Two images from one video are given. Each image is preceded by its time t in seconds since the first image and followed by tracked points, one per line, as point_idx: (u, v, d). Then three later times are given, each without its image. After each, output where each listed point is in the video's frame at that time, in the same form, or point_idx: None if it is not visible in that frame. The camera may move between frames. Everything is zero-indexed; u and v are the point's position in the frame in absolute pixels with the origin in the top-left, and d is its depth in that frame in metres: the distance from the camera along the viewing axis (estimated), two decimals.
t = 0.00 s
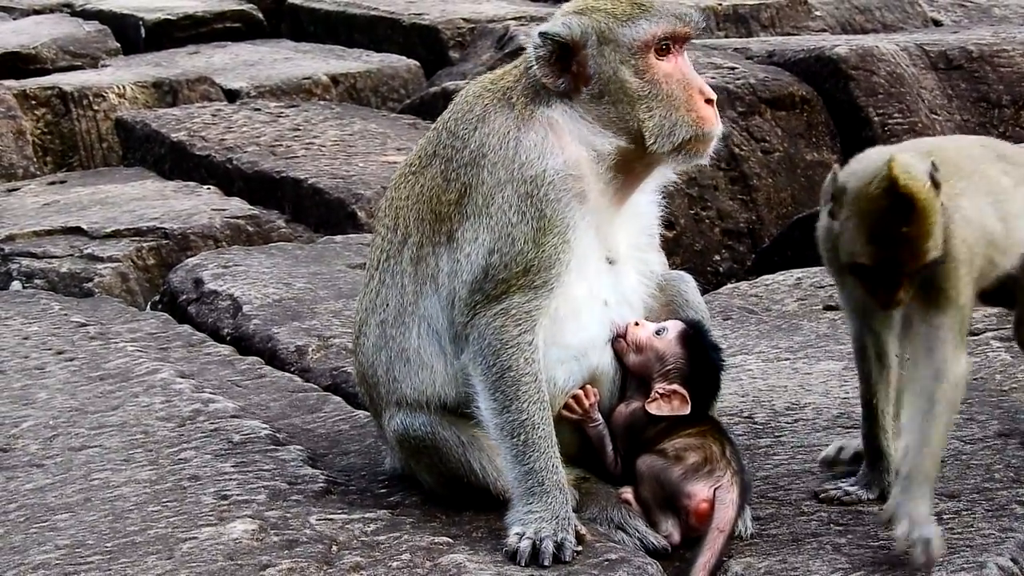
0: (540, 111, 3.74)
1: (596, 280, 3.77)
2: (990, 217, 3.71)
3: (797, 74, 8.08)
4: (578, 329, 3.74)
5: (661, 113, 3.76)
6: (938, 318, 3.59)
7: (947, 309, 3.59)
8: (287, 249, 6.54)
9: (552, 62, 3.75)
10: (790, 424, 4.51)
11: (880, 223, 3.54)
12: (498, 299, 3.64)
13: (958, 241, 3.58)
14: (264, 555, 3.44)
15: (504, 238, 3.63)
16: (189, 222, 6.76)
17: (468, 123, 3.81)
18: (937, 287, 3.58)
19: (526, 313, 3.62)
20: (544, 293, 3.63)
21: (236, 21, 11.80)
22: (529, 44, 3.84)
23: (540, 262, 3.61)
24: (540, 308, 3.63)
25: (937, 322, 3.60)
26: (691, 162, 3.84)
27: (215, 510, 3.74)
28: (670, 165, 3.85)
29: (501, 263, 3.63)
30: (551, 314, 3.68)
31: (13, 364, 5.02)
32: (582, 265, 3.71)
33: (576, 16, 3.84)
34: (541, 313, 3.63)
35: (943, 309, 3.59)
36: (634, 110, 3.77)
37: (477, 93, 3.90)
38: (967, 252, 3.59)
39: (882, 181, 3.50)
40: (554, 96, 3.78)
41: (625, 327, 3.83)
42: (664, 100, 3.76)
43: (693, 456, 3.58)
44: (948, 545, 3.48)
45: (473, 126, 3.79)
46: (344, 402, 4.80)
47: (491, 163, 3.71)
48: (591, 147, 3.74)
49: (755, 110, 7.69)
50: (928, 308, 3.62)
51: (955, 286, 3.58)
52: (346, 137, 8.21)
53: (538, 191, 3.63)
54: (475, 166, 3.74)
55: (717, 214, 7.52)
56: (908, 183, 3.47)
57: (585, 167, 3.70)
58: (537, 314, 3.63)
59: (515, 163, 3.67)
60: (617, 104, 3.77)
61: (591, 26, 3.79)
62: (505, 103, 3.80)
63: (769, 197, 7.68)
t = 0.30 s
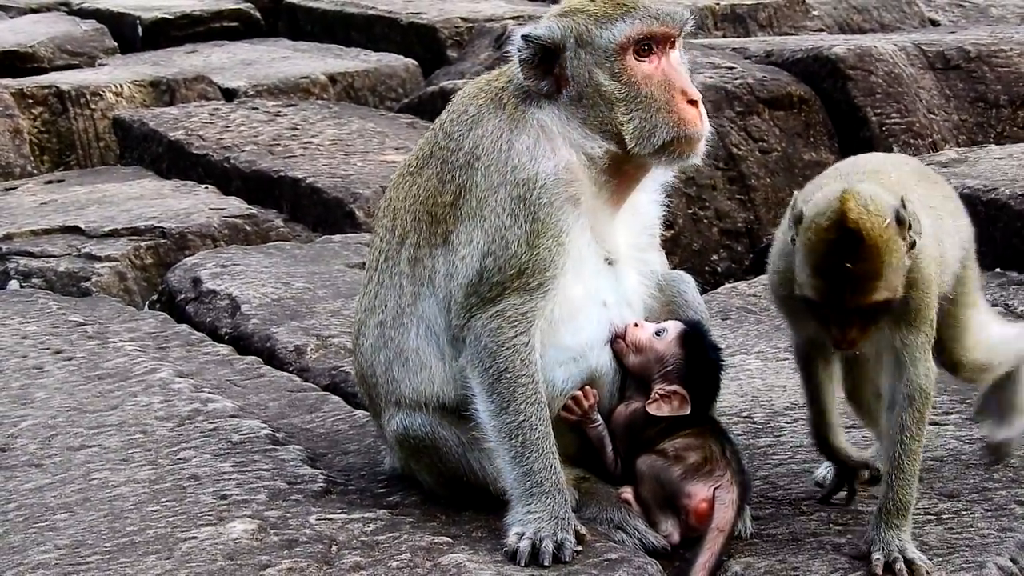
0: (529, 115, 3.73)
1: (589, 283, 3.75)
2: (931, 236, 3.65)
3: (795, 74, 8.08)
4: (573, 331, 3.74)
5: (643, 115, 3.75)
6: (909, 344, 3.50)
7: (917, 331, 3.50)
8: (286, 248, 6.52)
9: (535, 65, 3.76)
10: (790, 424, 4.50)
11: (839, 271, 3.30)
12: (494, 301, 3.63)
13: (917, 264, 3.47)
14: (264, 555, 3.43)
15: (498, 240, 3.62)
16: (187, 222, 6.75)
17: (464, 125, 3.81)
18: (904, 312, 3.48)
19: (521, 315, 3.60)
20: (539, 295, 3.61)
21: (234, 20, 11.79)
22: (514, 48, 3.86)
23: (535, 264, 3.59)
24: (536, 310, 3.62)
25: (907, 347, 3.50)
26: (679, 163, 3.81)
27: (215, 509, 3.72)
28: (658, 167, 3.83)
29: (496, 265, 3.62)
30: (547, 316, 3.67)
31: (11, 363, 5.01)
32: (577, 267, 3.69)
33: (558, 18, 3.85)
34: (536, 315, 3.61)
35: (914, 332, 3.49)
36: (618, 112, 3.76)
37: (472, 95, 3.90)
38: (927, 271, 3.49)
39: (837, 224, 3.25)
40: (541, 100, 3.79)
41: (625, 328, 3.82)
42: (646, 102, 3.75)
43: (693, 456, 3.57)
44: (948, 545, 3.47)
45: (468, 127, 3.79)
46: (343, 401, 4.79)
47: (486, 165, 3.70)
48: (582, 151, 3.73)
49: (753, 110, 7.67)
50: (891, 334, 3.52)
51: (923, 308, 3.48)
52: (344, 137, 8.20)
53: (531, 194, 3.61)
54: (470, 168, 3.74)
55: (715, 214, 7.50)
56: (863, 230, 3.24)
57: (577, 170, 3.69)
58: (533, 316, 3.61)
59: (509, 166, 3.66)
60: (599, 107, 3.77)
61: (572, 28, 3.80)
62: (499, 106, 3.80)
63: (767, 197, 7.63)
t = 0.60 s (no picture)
0: (515, 115, 3.73)
1: (576, 282, 3.74)
2: (902, 233, 3.39)
3: (786, 73, 8.08)
4: (560, 330, 3.73)
5: (626, 112, 3.76)
6: (887, 355, 3.34)
7: (894, 341, 3.34)
8: (276, 246, 6.51)
9: (519, 64, 3.79)
10: (780, 424, 4.51)
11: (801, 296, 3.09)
12: (481, 302, 3.63)
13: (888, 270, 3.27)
14: (255, 555, 3.42)
15: (485, 241, 3.61)
16: (178, 220, 6.73)
17: (450, 125, 3.80)
18: (879, 321, 3.31)
19: (508, 315, 3.60)
20: (525, 295, 3.60)
21: (224, 17, 11.70)
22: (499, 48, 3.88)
23: (521, 265, 3.59)
24: (523, 310, 3.61)
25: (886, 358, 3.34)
26: (665, 159, 3.81)
27: (205, 509, 3.71)
28: (644, 164, 3.83)
29: (483, 265, 3.61)
30: (534, 316, 3.66)
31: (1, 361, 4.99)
32: (564, 267, 3.68)
33: (542, 16, 3.86)
34: (523, 315, 3.61)
35: (892, 341, 3.33)
36: (601, 110, 3.76)
37: (459, 94, 3.90)
38: (902, 275, 3.29)
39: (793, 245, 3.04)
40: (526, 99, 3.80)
41: (614, 328, 3.82)
42: (629, 99, 3.76)
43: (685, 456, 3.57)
44: (939, 544, 3.47)
45: (455, 128, 3.78)
46: (334, 400, 4.78)
47: (472, 166, 3.70)
48: (567, 150, 3.72)
49: (744, 109, 7.67)
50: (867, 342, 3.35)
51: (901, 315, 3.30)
52: (334, 135, 8.18)
53: (517, 194, 3.61)
54: (456, 169, 3.73)
55: (705, 213, 7.51)
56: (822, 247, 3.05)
57: (563, 170, 3.68)
58: (521, 316, 3.61)
59: (496, 166, 3.66)
60: (583, 104, 3.77)
61: (555, 26, 3.82)
62: (484, 107, 3.79)
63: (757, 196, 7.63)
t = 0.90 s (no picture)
0: (502, 115, 3.73)
1: (563, 282, 3.74)
2: (858, 249, 3.40)
3: (772, 72, 8.10)
4: (548, 331, 3.74)
5: (615, 111, 3.77)
6: (837, 365, 3.32)
7: (846, 353, 3.31)
8: (263, 247, 6.49)
9: (506, 63, 3.77)
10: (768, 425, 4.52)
11: (711, 268, 3.19)
12: (468, 303, 3.63)
13: (828, 277, 3.28)
14: (242, 556, 3.41)
15: (472, 243, 3.61)
16: (164, 220, 6.72)
17: (436, 125, 3.80)
18: (825, 332, 3.30)
19: (496, 316, 3.60)
20: (514, 295, 3.61)
21: (209, 17, 11.67)
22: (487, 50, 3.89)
23: (508, 266, 3.59)
24: (510, 310, 3.61)
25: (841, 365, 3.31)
26: (653, 159, 3.83)
27: (193, 510, 3.70)
28: (632, 165, 3.84)
29: (470, 266, 3.61)
30: (522, 316, 3.67)
31: None
32: (551, 267, 3.68)
33: (529, 17, 3.87)
34: (511, 316, 3.61)
35: (841, 352, 3.31)
36: (589, 109, 3.77)
37: (445, 96, 3.90)
38: (846, 286, 3.30)
39: (713, 215, 3.18)
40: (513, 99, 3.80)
41: (601, 328, 3.81)
42: (617, 98, 3.77)
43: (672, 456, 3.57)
44: (926, 544, 3.48)
45: (442, 128, 3.78)
46: (321, 401, 4.77)
47: (458, 167, 3.70)
48: (555, 150, 3.72)
49: (730, 108, 7.70)
50: (815, 351, 3.34)
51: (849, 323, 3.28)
52: (321, 134, 8.17)
53: (504, 195, 3.61)
54: (443, 170, 3.73)
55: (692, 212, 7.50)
56: (732, 224, 3.18)
57: (550, 171, 3.69)
58: (508, 316, 3.61)
59: (483, 168, 3.66)
60: (571, 104, 3.78)
61: (543, 25, 3.84)
62: (470, 108, 3.79)
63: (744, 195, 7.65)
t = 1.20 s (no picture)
0: (493, 114, 3.73)
1: (554, 279, 3.75)
2: (841, 242, 3.43)
3: (763, 72, 8.12)
4: (540, 327, 3.74)
5: (609, 107, 3.77)
6: (821, 354, 3.34)
7: (828, 343, 3.33)
8: (254, 245, 6.49)
9: (499, 62, 3.78)
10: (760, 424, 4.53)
11: (682, 235, 3.27)
12: (459, 302, 3.63)
13: (810, 261, 3.32)
14: (235, 554, 3.41)
15: (462, 241, 3.62)
16: (155, 218, 6.71)
17: (428, 124, 3.81)
18: (804, 318, 3.33)
19: (487, 315, 3.60)
20: (505, 293, 3.61)
21: (200, 15, 11.63)
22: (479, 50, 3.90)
23: (498, 265, 3.60)
24: (501, 309, 3.62)
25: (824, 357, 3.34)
26: (647, 155, 3.83)
27: (185, 508, 3.70)
28: (625, 161, 3.84)
29: (460, 265, 3.62)
30: (513, 315, 3.67)
31: None
32: (542, 265, 3.69)
33: (522, 15, 3.87)
34: (502, 314, 3.62)
35: (823, 340, 3.33)
36: (582, 105, 3.77)
37: (436, 94, 3.90)
38: (827, 271, 3.33)
39: (689, 183, 3.29)
40: (506, 97, 3.81)
41: (593, 325, 3.82)
42: (611, 94, 3.77)
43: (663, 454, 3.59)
44: (918, 543, 3.49)
45: (433, 126, 3.79)
46: (313, 399, 4.77)
47: (449, 166, 3.70)
48: (546, 149, 3.73)
49: (721, 107, 7.72)
50: (797, 338, 3.36)
51: (830, 310, 3.32)
52: (313, 133, 8.16)
53: (494, 194, 3.62)
54: (434, 169, 3.73)
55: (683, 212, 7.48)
56: (705, 191, 3.27)
57: (540, 169, 3.69)
58: (499, 315, 3.61)
59: (473, 167, 3.66)
60: (564, 100, 3.79)
61: (536, 22, 3.84)
62: (461, 107, 3.79)
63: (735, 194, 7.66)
